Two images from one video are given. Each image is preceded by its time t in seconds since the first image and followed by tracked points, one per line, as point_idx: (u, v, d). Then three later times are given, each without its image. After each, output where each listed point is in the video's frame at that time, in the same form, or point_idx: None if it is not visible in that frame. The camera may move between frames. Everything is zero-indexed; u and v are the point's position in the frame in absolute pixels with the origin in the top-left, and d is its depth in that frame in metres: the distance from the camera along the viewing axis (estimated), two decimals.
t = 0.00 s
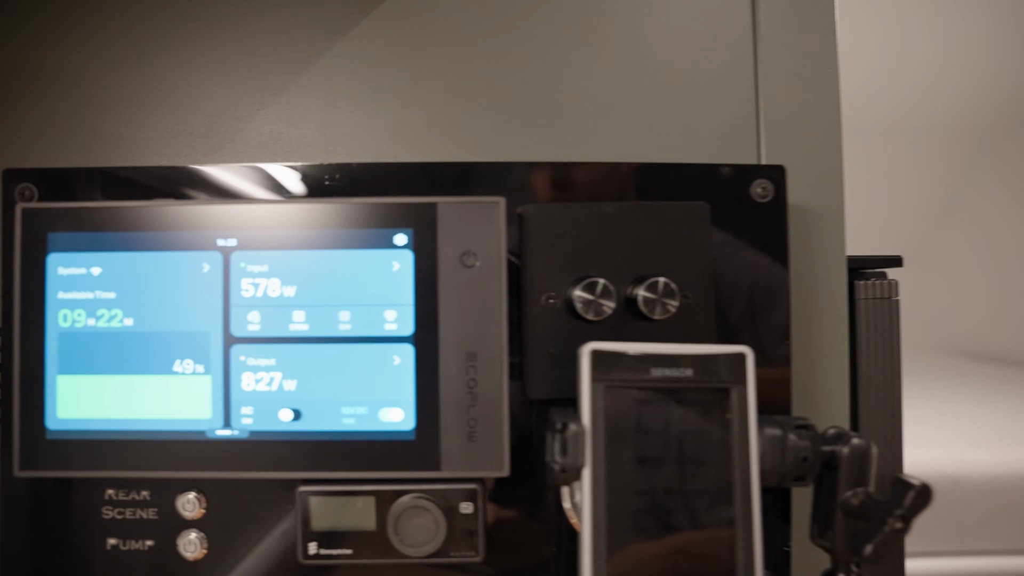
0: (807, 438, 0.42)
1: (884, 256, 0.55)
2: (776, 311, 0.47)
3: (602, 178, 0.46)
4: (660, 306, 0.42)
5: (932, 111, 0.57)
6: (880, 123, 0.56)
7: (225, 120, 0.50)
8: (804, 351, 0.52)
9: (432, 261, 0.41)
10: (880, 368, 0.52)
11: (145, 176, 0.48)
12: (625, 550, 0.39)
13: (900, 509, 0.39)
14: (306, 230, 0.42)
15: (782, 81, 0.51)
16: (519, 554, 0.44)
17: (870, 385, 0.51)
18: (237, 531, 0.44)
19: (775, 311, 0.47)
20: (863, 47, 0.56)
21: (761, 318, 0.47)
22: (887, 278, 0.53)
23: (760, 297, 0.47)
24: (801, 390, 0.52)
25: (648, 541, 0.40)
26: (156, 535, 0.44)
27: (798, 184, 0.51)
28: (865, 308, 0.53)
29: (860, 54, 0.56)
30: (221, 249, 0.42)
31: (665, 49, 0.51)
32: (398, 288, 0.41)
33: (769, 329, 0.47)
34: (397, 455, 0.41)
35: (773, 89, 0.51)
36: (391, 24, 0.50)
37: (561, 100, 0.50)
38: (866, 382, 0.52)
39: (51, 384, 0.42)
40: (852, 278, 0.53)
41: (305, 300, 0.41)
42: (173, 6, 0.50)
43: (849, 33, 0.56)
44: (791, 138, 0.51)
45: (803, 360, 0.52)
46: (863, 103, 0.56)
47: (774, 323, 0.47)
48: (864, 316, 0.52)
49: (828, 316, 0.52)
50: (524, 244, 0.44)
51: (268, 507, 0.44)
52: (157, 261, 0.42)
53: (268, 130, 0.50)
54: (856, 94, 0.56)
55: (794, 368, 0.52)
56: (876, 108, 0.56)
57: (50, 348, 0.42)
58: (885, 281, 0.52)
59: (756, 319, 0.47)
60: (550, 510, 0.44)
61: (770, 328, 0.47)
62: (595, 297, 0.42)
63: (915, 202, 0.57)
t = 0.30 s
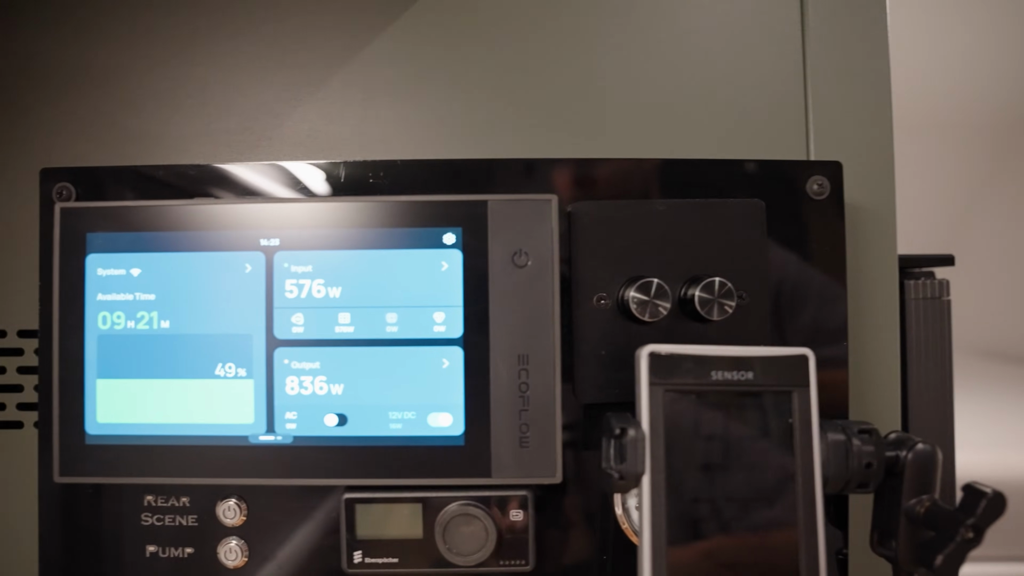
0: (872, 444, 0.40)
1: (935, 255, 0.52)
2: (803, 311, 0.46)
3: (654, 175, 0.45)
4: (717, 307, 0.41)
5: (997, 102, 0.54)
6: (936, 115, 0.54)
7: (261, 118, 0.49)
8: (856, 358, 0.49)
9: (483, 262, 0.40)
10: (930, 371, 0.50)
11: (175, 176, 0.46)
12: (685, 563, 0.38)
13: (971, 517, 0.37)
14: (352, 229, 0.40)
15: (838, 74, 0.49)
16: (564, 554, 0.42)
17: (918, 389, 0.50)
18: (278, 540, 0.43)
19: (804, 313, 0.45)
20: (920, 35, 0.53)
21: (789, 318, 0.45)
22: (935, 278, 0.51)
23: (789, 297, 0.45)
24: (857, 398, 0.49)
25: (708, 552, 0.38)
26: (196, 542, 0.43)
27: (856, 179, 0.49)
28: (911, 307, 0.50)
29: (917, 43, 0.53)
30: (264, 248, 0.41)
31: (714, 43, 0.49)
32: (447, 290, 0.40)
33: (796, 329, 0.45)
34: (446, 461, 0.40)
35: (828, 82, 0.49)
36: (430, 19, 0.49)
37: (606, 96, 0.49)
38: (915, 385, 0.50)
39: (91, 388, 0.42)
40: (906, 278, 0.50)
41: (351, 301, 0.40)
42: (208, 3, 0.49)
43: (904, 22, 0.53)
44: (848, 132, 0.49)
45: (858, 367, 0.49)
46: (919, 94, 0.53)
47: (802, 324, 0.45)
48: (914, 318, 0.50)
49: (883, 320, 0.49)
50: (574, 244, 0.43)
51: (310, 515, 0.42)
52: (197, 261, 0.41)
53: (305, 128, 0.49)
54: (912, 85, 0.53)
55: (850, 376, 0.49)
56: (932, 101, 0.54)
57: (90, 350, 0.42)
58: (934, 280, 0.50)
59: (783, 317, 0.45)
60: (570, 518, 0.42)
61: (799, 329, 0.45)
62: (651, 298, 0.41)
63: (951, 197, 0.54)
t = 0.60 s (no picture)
0: (903, 431, 0.40)
1: (963, 244, 0.52)
2: (822, 303, 0.45)
3: (680, 162, 0.44)
4: (745, 293, 0.41)
5: None
6: (964, 103, 0.53)
7: (284, 108, 0.49)
8: (888, 347, 0.48)
9: (510, 248, 0.40)
10: (959, 360, 0.50)
11: (194, 164, 0.45)
12: (714, 550, 0.37)
13: (1008, 506, 0.35)
14: (378, 215, 0.41)
15: (865, 60, 0.48)
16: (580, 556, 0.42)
17: (945, 376, 0.50)
18: (304, 527, 0.42)
19: (824, 305, 0.45)
20: (947, 21, 0.52)
21: (808, 310, 0.45)
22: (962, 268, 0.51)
23: (809, 289, 0.45)
24: (887, 389, 0.48)
25: (737, 540, 0.37)
26: (221, 530, 0.43)
27: (884, 166, 0.48)
28: (942, 298, 0.50)
29: (944, 28, 0.53)
30: (290, 235, 0.41)
31: (739, 29, 0.49)
32: (474, 275, 0.40)
33: (815, 321, 0.45)
34: (472, 447, 0.40)
35: (855, 67, 0.48)
36: (454, 7, 0.49)
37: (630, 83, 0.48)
38: (943, 374, 0.50)
39: (118, 374, 0.42)
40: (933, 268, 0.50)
41: (377, 287, 0.40)
42: None
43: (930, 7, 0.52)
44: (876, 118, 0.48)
45: (889, 357, 0.48)
46: (946, 81, 0.53)
47: (821, 316, 0.45)
48: (942, 307, 0.50)
49: (914, 309, 0.48)
50: (600, 231, 0.43)
51: (335, 502, 0.42)
52: (223, 248, 0.41)
53: (329, 118, 0.49)
54: (939, 72, 0.53)
55: (881, 367, 0.48)
56: (960, 88, 0.53)
57: (117, 337, 0.42)
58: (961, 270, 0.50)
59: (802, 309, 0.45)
60: (587, 517, 0.42)
61: (819, 321, 0.45)
62: (678, 283, 0.41)
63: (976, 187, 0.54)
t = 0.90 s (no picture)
0: (909, 436, 0.40)
1: (971, 248, 0.52)
2: (831, 306, 0.45)
3: (687, 168, 0.45)
4: (752, 299, 0.41)
5: None
6: (973, 107, 0.53)
7: (296, 116, 0.50)
8: (897, 349, 0.48)
9: (518, 255, 0.41)
10: (967, 363, 0.50)
11: (208, 171, 0.46)
12: (723, 552, 0.37)
13: (1016, 512, 0.35)
14: (389, 222, 0.41)
15: (872, 65, 0.48)
16: (593, 553, 0.42)
17: (954, 377, 0.50)
18: (316, 529, 0.43)
19: (835, 308, 0.45)
20: (955, 25, 0.53)
21: (820, 314, 0.45)
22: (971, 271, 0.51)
23: (819, 293, 0.45)
24: (895, 392, 0.48)
25: (744, 543, 0.38)
26: (235, 532, 0.44)
27: (891, 172, 0.49)
28: (951, 301, 0.50)
29: (952, 33, 0.53)
30: (303, 242, 0.41)
31: (746, 35, 0.49)
32: (483, 282, 0.41)
33: (823, 324, 0.45)
34: (481, 452, 0.40)
35: (862, 73, 0.49)
36: (463, 15, 0.49)
37: (637, 89, 0.49)
38: (951, 376, 0.50)
39: (134, 378, 0.43)
40: (942, 271, 0.51)
41: (388, 294, 0.41)
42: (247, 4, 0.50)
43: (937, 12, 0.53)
44: (885, 123, 0.49)
45: (897, 360, 0.48)
46: (955, 86, 0.53)
47: (830, 319, 0.45)
48: (952, 310, 0.50)
49: (925, 312, 0.48)
50: (608, 237, 0.44)
51: (346, 504, 0.43)
52: (237, 255, 0.42)
53: (340, 125, 0.49)
54: (947, 76, 0.53)
55: (889, 369, 0.48)
56: (968, 92, 0.53)
57: (133, 341, 0.43)
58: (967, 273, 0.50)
59: (811, 312, 0.45)
60: (598, 517, 0.43)
61: (830, 324, 0.45)
62: (685, 289, 0.41)
63: (985, 191, 0.54)
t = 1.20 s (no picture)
0: (909, 433, 0.40)
1: (976, 245, 0.51)
2: (833, 303, 0.45)
3: (686, 165, 0.45)
4: (751, 295, 0.41)
5: None
6: (977, 103, 0.53)
7: (297, 113, 0.50)
8: (900, 345, 0.48)
9: (517, 251, 0.41)
10: (972, 361, 0.50)
11: (208, 169, 0.46)
12: (721, 548, 0.37)
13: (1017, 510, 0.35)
14: (388, 218, 0.41)
15: (874, 61, 0.48)
16: (600, 553, 0.42)
17: (956, 374, 0.50)
18: (316, 523, 0.43)
19: (840, 305, 0.45)
20: (959, 20, 0.52)
21: (823, 312, 0.45)
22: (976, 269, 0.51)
23: (823, 290, 0.45)
24: (897, 390, 0.48)
25: (743, 540, 0.37)
26: (235, 527, 0.44)
27: (893, 168, 0.48)
28: (956, 299, 0.50)
29: (956, 27, 0.52)
30: (302, 238, 0.41)
31: (747, 31, 0.49)
32: (481, 278, 0.41)
33: (825, 321, 0.45)
34: (479, 448, 0.40)
35: (864, 69, 0.48)
36: (464, 12, 0.49)
37: (637, 86, 0.49)
38: (955, 374, 0.50)
39: (134, 375, 0.43)
40: (947, 269, 0.50)
41: (387, 289, 0.41)
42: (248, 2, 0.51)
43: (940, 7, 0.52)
44: (887, 119, 0.48)
45: (899, 358, 0.48)
46: (957, 81, 0.53)
47: (831, 316, 0.45)
48: (955, 307, 0.50)
49: (928, 308, 0.48)
50: (608, 233, 0.44)
51: (346, 500, 0.43)
52: (237, 251, 0.42)
53: (341, 123, 0.50)
54: (950, 72, 0.52)
55: (891, 367, 0.48)
56: (971, 89, 0.53)
57: (134, 338, 0.43)
58: (972, 271, 0.50)
59: (813, 310, 0.45)
60: (606, 516, 0.43)
61: (834, 321, 0.45)
62: (684, 285, 0.41)
63: (990, 187, 0.53)
